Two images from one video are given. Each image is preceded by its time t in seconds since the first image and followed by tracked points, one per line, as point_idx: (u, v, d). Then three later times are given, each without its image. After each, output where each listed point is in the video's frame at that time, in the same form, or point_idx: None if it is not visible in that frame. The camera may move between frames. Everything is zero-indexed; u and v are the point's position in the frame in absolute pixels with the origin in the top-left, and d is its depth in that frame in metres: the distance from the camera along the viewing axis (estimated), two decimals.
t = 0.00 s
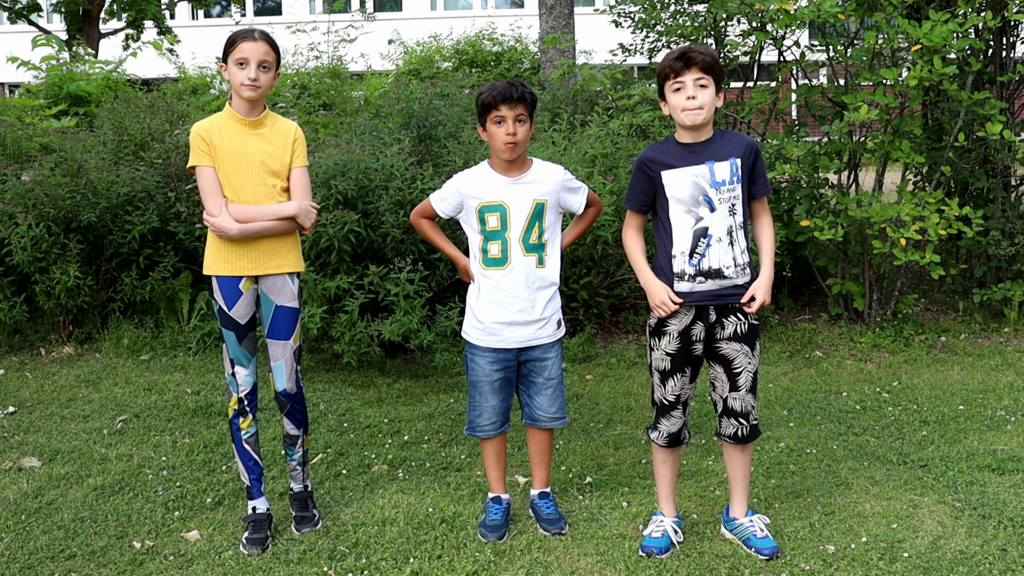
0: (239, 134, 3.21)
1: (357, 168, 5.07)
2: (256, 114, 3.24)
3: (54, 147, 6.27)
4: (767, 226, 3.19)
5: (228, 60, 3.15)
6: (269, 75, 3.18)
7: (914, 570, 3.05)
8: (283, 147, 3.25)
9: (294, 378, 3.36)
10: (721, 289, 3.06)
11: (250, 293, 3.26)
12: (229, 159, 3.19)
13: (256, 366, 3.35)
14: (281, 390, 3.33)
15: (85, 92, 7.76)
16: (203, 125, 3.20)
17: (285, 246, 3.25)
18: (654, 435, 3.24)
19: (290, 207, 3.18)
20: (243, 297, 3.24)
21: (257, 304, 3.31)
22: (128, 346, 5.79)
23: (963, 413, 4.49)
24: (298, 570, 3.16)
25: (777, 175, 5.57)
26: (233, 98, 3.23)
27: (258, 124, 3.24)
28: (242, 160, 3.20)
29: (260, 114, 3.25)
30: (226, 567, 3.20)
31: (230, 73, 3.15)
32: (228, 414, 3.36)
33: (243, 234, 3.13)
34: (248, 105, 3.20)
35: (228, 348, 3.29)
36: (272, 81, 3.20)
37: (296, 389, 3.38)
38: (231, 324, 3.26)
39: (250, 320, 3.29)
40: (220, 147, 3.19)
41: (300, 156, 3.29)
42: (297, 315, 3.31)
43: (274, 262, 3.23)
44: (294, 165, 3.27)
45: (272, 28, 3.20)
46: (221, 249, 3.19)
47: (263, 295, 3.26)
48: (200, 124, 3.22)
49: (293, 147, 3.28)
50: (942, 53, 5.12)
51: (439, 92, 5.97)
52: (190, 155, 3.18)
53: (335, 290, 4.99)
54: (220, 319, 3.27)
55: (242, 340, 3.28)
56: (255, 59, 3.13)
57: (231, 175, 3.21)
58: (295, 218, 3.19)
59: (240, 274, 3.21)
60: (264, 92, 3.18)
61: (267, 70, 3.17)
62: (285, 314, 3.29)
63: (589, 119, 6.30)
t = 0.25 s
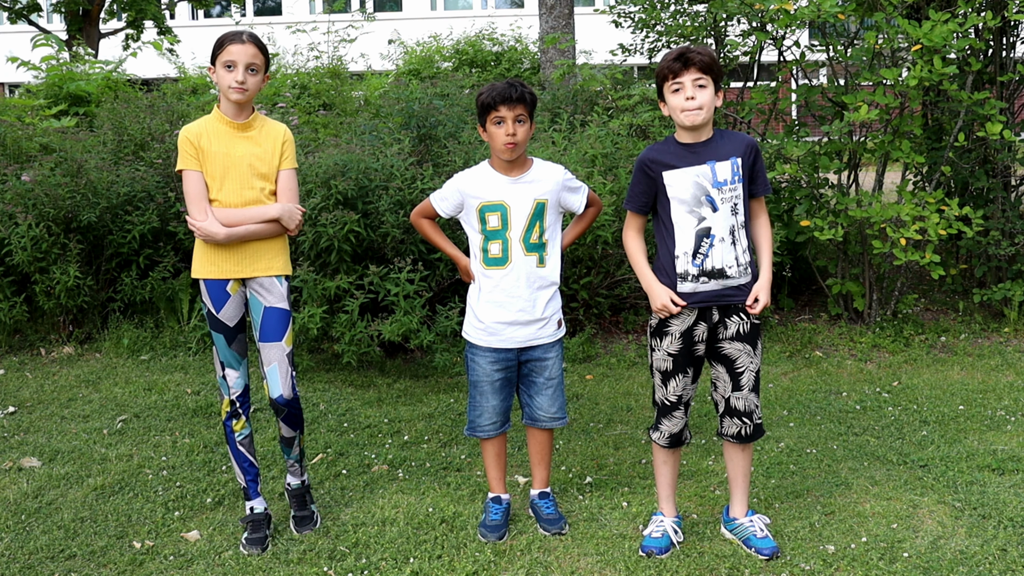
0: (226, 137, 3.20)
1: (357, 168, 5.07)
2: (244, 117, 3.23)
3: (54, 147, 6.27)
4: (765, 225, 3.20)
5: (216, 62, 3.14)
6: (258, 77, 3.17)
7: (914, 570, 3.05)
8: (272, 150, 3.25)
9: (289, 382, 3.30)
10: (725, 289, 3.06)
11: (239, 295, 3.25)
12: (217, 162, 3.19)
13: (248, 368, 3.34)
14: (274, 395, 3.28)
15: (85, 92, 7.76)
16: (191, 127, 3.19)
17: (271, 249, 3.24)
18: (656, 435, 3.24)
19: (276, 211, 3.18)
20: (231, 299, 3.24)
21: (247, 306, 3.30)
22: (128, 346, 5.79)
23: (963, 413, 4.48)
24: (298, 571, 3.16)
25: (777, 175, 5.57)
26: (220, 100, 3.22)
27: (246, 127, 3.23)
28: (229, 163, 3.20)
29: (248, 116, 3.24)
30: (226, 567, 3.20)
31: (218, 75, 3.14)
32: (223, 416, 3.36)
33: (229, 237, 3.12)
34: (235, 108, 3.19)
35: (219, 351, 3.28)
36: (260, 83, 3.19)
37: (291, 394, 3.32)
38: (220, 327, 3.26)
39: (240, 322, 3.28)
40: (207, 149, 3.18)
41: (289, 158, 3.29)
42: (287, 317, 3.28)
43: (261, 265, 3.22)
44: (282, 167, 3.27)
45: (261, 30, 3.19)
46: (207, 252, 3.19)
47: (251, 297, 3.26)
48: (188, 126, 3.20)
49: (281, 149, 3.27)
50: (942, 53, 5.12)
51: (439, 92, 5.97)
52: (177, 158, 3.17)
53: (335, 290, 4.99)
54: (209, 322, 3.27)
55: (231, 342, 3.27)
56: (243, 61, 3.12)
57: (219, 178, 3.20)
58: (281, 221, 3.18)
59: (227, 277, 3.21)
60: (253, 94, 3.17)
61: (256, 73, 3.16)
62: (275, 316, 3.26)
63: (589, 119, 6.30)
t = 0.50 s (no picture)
0: (217, 137, 3.20)
1: (357, 168, 5.07)
2: (235, 116, 3.23)
3: (54, 147, 6.27)
4: (766, 225, 3.19)
5: (206, 63, 3.15)
6: (248, 77, 3.17)
7: (914, 571, 3.05)
8: (263, 149, 3.25)
9: (280, 382, 3.30)
10: (726, 289, 3.06)
11: (232, 296, 3.25)
12: (209, 163, 3.19)
13: (242, 369, 3.34)
14: (266, 396, 3.27)
15: (85, 92, 7.76)
16: (182, 129, 3.20)
17: (264, 249, 3.23)
18: (656, 435, 3.24)
19: (267, 210, 3.17)
20: (224, 300, 3.23)
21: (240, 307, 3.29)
22: (128, 346, 5.78)
23: (963, 413, 4.48)
24: (298, 571, 3.16)
25: (777, 175, 5.57)
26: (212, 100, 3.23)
27: (237, 126, 3.23)
28: (221, 163, 3.19)
29: (239, 116, 3.24)
30: (225, 567, 3.20)
31: (208, 76, 3.14)
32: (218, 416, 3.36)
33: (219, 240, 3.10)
34: (226, 108, 3.19)
35: (212, 352, 3.28)
36: (250, 83, 3.19)
37: (282, 394, 3.32)
38: (213, 328, 3.25)
39: (233, 323, 3.28)
40: (199, 150, 3.18)
41: (281, 156, 3.28)
42: (280, 317, 3.27)
43: (253, 266, 3.21)
44: (274, 166, 3.26)
45: (250, 30, 3.20)
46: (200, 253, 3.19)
47: (244, 297, 3.25)
48: (179, 128, 3.21)
49: (273, 148, 3.27)
50: (942, 53, 5.11)
51: (439, 92, 5.97)
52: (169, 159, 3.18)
53: (335, 290, 4.99)
54: (203, 323, 3.27)
55: (225, 343, 3.27)
56: (233, 61, 3.12)
57: (211, 179, 3.20)
58: (272, 220, 3.17)
59: (220, 278, 3.20)
60: (243, 94, 3.17)
61: (246, 73, 3.16)
62: (268, 316, 3.25)
63: (589, 119, 6.30)
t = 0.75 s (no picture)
0: (212, 138, 3.21)
1: (357, 168, 5.07)
2: (229, 116, 3.23)
3: (54, 147, 6.27)
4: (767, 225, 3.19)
5: (198, 65, 3.15)
6: (240, 78, 3.17)
7: (914, 570, 3.05)
8: (257, 148, 3.23)
9: (272, 383, 3.27)
10: (725, 289, 3.06)
11: (226, 296, 3.25)
12: (203, 164, 3.19)
13: (236, 369, 3.34)
14: (259, 397, 3.26)
15: (85, 92, 7.76)
16: (177, 130, 3.21)
17: (259, 249, 3.22)
18: (655, 435, 3.24)
19: (259, 210, 3.15)
20: (218, 300, 3.24)
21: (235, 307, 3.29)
22: (128, 346, 5.78)
23: (963, 413, 4.48)
24: (298, 571, 3.16)
25: (777, 175, 5.57)
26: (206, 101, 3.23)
27: (230, 127, 3.22)
28: (214, 164, 3.20)
29: (233, 116, 3.23)
30: (225, 567, 3.20)
31: (201, 77, 3.15)
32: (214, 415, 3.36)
33: (211, 241, 3.11)
34: (220, 109, 3.19)
35: (207, 352, 3.28)
36: (243, 83, 3.19)
37: (275, 395, 3.29)
38: (207, 328, 3.25)
39: (227, 323, 3.28)
40: (193, 151, 3.19)
41: (275, 155, 3.26)
42: (274, 317, 3.25)
43: (248, 266, 3.21)
44: (268, 165, 3.25)
45: (243, 30, 3.20)
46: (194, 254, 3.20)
47: (238, 297, 3.25)
48: (175, 129, 3.23)
49: (268, 148, 3.26)
50: (942, 53, 5.12)
51: (439, 92, 5.97)
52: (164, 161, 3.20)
53: (335, 290, 4.99)
54: (197, 324, 3.27)
55: (219, 343, 3.26)
56: (225, 62, 3.12)
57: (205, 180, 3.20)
58: (264, 221, 3.16)
59: (215, 278, 3.21)
60: (236, 95, 3.17)
61: (238, 73, 3.16)
62: (261, 316, 3.23)
63: (589, 119, 6.30)
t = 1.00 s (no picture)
0: (209, 139, 3.21)
1: (357, 168, 5.07)
2: (226, 117, 3.22)
3: (54, 147, 6.27)
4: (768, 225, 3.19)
5: (194, 66, 3.16)
6: (236, 79, 3.17)
7: (914, 570, 3.05)
8: (253, 149, 3.23)
9: (265, 386, 3.26)
10: (723, 289, 3.06)
11: (223, 296, 3.25)
12: (199, 165, 3.20)
13: (233, 369, 3.34)
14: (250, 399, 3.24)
15: (85, 92, 7.76)
16: (175, 131, 3.23)
17: (255, 250, 3.21)
18: (652, 435, 3.24)
19: (254, 211, 3.15)
20: (214, 300, 3.24)
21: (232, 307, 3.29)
22: (128, 346, 5.78)
23: (963, 413, 4.48)
24: (298, 570, 3.16)
25: (777, 175, 5.57)
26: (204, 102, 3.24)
27: (227, 127, 3.22)
28: (211, 165, 3.20)
29: (230, 116, 3.23)
30: (225, 567, 3.20)
31: (197, 78, 3.15)
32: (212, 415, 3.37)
33: (205, 243, 3.12)
34: (217, 110, 3.19)
35: (203, 352, 3.28)
36: (239, 84, 3.19)
37: (267, 397, 3.27)
38: (203, 328, 3.26)
39: (223, 323, 3.28)
40: (190, 152, 3.20)
41: (272, 155, 3.25)
42: (269, 318, 3.24)
43: (244, 267, 3.21)
44: (265, 166, 3.24)
45: (239, 31, 3.19)
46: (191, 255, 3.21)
47: (235, 298, 3.25)
48: (173, 130, 3.24)
49: (264, 148, 3.25)
50: (942, 53, 5.12)
51: (439, 92, 5.97)
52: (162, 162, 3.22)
53: (335, 290, 4.99)
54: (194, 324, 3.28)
55: (215, 343, 3.26)
56: (220, 63, 3.12)
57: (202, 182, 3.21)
58: (259, 222, 3.15)
59: (211, 278, 3.21)
60: (231, 96, 3.17)
61: (234, 74, 3.16)
62: (256, 317, 3.23)
63: (589, 119, 6.30)
